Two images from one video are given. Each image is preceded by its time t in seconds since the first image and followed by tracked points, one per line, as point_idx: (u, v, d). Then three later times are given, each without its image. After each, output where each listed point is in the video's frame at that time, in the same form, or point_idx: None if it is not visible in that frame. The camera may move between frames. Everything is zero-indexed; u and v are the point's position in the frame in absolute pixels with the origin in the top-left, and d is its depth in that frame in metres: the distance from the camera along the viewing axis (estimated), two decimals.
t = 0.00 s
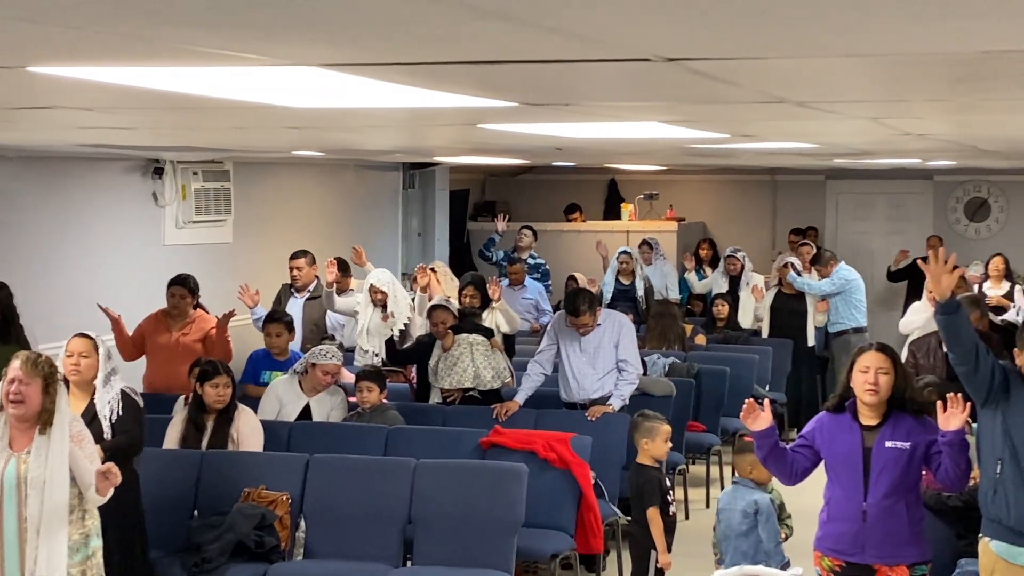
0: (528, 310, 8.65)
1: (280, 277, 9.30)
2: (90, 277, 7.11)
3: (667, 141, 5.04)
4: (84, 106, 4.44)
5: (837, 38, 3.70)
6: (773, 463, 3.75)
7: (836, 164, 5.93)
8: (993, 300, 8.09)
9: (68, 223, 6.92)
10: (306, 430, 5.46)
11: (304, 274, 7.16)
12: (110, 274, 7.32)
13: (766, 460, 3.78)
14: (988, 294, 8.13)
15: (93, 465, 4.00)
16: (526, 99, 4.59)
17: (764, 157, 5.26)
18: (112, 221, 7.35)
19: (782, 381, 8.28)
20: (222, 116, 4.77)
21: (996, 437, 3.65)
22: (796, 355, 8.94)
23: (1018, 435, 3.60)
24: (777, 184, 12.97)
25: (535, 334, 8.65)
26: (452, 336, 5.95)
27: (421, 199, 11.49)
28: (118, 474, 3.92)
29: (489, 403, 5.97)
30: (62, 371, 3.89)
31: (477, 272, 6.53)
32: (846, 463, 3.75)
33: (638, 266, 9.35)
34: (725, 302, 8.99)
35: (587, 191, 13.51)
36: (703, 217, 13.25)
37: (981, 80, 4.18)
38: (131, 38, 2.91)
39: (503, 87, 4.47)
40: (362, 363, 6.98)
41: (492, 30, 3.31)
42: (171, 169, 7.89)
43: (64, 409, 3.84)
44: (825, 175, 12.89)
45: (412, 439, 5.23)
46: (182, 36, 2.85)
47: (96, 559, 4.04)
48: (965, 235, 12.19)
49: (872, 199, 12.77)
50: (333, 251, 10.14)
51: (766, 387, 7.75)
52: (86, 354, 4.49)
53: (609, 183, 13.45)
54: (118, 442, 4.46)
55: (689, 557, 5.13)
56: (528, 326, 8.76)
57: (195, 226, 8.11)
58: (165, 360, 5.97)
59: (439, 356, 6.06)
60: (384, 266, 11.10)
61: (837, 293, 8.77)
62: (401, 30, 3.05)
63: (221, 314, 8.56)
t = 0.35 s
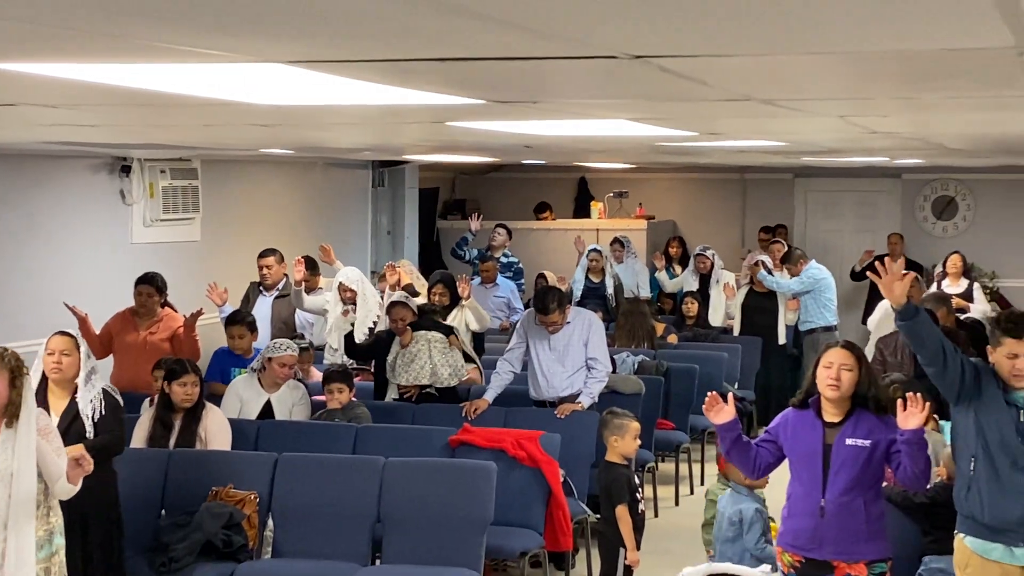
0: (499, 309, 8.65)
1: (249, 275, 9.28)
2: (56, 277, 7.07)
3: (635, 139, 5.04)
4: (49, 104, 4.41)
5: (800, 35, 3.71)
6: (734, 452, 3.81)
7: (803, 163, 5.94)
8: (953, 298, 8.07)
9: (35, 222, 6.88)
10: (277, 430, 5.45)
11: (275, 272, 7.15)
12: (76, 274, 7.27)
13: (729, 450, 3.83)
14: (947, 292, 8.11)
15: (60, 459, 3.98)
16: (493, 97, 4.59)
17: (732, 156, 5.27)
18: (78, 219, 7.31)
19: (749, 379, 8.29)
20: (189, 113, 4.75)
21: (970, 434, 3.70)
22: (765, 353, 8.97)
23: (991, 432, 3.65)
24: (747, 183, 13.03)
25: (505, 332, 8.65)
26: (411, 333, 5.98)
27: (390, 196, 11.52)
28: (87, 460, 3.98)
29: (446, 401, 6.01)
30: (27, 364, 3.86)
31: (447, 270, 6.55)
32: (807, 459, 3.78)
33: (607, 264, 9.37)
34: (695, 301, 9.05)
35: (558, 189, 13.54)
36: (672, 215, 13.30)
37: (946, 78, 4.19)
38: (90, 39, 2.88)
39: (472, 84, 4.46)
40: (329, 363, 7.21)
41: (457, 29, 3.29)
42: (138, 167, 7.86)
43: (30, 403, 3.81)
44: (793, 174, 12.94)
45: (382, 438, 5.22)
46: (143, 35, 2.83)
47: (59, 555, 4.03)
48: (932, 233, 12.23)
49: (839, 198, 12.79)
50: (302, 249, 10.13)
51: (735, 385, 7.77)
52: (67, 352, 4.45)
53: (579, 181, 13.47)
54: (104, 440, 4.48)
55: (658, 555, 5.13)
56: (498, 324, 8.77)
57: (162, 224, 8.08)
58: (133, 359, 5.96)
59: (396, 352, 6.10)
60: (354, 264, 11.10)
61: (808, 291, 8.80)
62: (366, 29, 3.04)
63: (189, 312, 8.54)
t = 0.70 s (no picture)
0: (467, 307, 8.66)
1: (214, 273, 9.25)
2: (19, 275, 7.03)
3: (602, 137, 5.04)
4: (11, 100, 4.37)
5: (765, 31, 3.71)
6: (691, 446, 3.86)
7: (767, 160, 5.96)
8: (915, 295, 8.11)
9: None
10: (242, 427, 5.42)
11: (239, 271, 7.15)
12: (40, 272, 7.23)
13: (686, 444, 3.88)
14: (910, 289, 8.15)
15: (36, 456, 3.97)
16: (459, 93, 4.58)
17: (699, 154, 5.27)
18: (42, 218, 7.26)
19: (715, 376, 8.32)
20: (153, 110, 4.72)
21: (948, 430, 3.73)
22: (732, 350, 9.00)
23: (968, 428, 3.69)
24: (713, 180, 13.08)
25: (472, 330, 8.66)
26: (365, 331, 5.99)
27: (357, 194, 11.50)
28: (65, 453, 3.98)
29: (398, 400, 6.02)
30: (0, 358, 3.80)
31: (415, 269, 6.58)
32: (761, 454, 3.82)
33: (576, 262, 9.40)
34: (660, 298, 9.13)
35: (524, 187, 13.55)
36: (640, 213, 13.33)
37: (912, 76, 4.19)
38: (49, 34, 2.85)
39: (438, 81, 4.45)
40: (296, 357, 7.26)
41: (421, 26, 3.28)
42: (103, 165, 7.82)
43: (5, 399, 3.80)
44: (759, 172, 13.00)
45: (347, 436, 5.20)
46: (103, 30, 2.80)
47: (34, 553, 4.02)
48: (897, 230, 12.32)
49: (805, 195, 12.88)
50: (268, 247, 10.10)
51: (701, 382, 7.80)
52: (52, 349, 4.45)
53: (547, 179, 13.49)
54: (83, 441, 4.43)
55: (625, 552, 5.13)
56: (466, 322, 8.77)
57: (127, 221, 8.05)
58: (98, 357, 5.96)
59: (351, 349, 6.12)
60: (321, 262, 11.08)
61: (773, 289, 8.84)
62: (329, 26, 3.02)
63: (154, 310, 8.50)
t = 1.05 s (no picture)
0: (434, 305, 8.65)
1: (177, 271, 9.19)
2: None
3: (568, 135, 5.03)
4: None
5: (732, 29, 3.70)
6: (647, 443, 3.89)
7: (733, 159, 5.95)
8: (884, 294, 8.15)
9: None
10: (208, 426, 5.42)
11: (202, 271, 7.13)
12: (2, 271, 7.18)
13: (642, 440, 3.91)
14: (879, 288, 8.17)
15: (20, 453, 3.94)
16: (424, 90, 4.57)
17: (665, 152, 5.27)
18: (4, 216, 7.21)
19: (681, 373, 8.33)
20: (117, 107, 4.68)
21: (921, 429, 3.54)
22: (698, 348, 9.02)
23: (943, 427, 3.49)
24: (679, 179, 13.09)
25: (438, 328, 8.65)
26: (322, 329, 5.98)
27: (323, 191, 11.45)
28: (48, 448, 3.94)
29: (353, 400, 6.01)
30: None
31: (381, 268, 6.57)
32: (716, 451, 3.86)
33: (544, 260, 9.42)
34: (627, 296, 9.06)
35: (490, 185, 13.52)
36: (606, 211, 13.31)
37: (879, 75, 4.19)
38: (5, 30, 2.82)
39: (404, 78, 4.43)
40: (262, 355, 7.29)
41: (385, 22, 3.26)
42: (66, 162, 7.76)
43: None
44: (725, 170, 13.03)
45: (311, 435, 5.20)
46: (62, 24, 2.76)
47: (17, 551, 3.97)
48: (863, 229, 12.40)
49: (770, 193, 12.93)
50: (233, 245, 10.04)
51: (667, 380, 7.82)
52: (36, 348, 4.42)
53: (513, 177, 13.47)
54: (64, 440, 4.40)
55: (588, 549, 5.13)
56: (432, 321, 8.76)
57: (91, 219, 8.03)
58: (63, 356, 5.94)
59: (309, 347, 6.12)
60: (286, 260, 11.02)
61: (739, 287, 8.83)
62: (292, 22, 3.00)
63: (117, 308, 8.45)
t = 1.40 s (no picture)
0: (400, 302, 8.65)
1: (140, 267, 9.14)
2: None
3: (533, 132, 5.03)
4: None
5: (695, 25, 3.71)
6: (607, 444, 3.83)
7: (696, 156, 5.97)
8: (856, 291, 8.21)
9: None
10: (170, 423, 5.38)
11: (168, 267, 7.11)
12: None
13: (602, 440, 3.85)
14: (852, 286, 8.23)
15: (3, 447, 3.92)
16: (387, 84, 4.56)
17: (631, 149, 5.28)
18: None
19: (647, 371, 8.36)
20: (81, 102, 4.67)
21: (890, 426, 3.30)
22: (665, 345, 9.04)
23: (912, 424, 3.25)
24: (646, 177, 13.12)
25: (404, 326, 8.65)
26: (286, 325, 6.02)
27: (289, 187, 11.40)
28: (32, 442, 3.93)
29: (315, 396, 6.07)
30: None
31: (347, 265, 6.58)
32: (678, 448, 3.85)
33: (511, 258, 9.47)
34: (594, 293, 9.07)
35: (457, 182, 13.51)
36: (573, 209, 13.30)
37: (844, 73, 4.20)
38: None
39: (369, 73, 4.43)
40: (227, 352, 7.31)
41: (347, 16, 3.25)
42: (30, 158, 7.74)
43: None
44: (691, 168, 13.07)
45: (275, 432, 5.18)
46: (21, 15, 2.74)
47: None
48: (828, 227, 12.50)
49: (736, 191, 13.00)
50: (199, 242, 9.99)
51: (633, 377, 7.86)
52: (11, 346, 4.37)
53: (480, 175, 13.45)
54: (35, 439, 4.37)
55: (553, 546, 5.14)
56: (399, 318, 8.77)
57: (55, 216, 7.99)
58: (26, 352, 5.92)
59: (272, 344, 6.17)
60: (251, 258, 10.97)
61: (704, 284, 8.84)
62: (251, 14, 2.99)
63: (81, 305, 8.41)
